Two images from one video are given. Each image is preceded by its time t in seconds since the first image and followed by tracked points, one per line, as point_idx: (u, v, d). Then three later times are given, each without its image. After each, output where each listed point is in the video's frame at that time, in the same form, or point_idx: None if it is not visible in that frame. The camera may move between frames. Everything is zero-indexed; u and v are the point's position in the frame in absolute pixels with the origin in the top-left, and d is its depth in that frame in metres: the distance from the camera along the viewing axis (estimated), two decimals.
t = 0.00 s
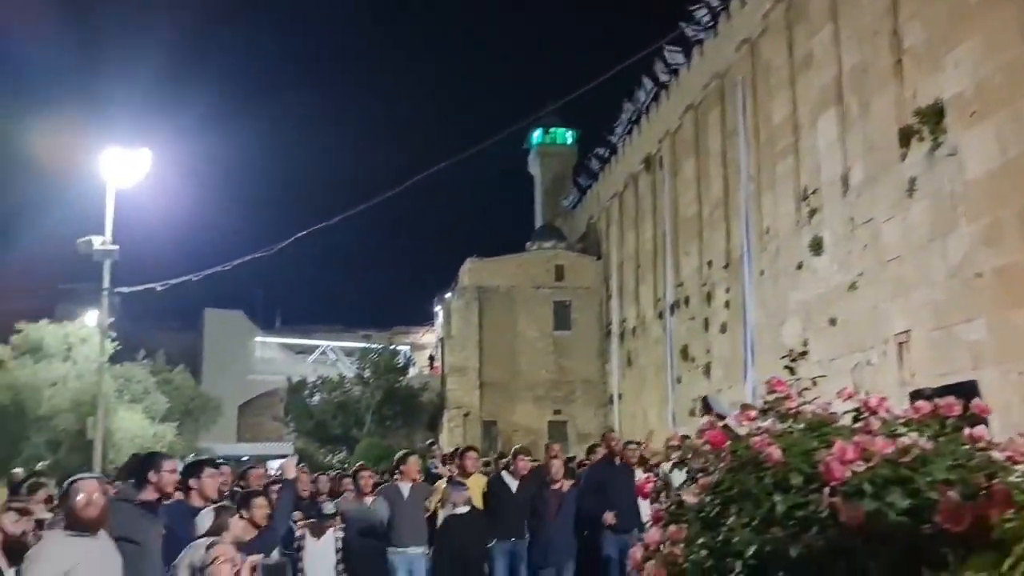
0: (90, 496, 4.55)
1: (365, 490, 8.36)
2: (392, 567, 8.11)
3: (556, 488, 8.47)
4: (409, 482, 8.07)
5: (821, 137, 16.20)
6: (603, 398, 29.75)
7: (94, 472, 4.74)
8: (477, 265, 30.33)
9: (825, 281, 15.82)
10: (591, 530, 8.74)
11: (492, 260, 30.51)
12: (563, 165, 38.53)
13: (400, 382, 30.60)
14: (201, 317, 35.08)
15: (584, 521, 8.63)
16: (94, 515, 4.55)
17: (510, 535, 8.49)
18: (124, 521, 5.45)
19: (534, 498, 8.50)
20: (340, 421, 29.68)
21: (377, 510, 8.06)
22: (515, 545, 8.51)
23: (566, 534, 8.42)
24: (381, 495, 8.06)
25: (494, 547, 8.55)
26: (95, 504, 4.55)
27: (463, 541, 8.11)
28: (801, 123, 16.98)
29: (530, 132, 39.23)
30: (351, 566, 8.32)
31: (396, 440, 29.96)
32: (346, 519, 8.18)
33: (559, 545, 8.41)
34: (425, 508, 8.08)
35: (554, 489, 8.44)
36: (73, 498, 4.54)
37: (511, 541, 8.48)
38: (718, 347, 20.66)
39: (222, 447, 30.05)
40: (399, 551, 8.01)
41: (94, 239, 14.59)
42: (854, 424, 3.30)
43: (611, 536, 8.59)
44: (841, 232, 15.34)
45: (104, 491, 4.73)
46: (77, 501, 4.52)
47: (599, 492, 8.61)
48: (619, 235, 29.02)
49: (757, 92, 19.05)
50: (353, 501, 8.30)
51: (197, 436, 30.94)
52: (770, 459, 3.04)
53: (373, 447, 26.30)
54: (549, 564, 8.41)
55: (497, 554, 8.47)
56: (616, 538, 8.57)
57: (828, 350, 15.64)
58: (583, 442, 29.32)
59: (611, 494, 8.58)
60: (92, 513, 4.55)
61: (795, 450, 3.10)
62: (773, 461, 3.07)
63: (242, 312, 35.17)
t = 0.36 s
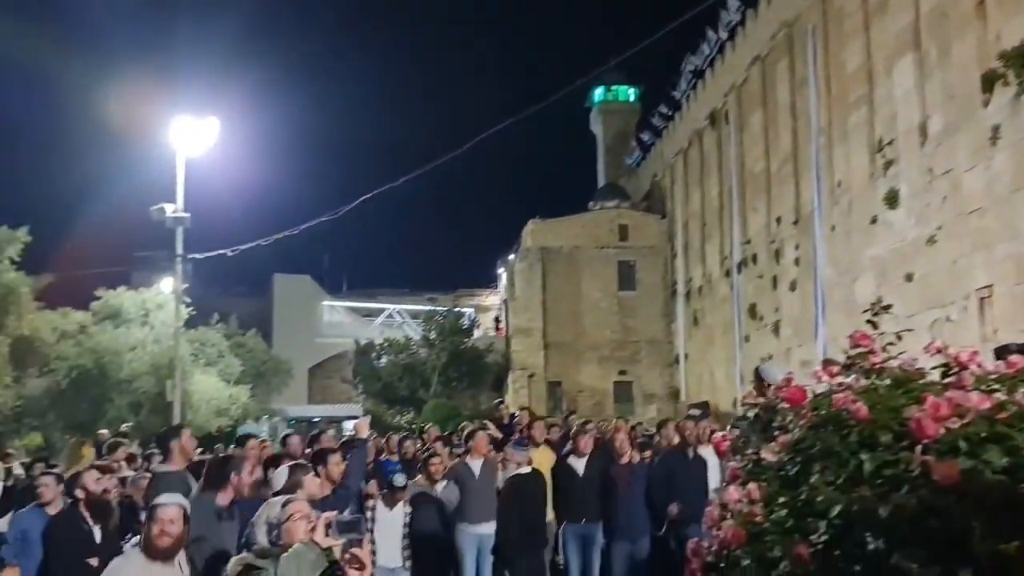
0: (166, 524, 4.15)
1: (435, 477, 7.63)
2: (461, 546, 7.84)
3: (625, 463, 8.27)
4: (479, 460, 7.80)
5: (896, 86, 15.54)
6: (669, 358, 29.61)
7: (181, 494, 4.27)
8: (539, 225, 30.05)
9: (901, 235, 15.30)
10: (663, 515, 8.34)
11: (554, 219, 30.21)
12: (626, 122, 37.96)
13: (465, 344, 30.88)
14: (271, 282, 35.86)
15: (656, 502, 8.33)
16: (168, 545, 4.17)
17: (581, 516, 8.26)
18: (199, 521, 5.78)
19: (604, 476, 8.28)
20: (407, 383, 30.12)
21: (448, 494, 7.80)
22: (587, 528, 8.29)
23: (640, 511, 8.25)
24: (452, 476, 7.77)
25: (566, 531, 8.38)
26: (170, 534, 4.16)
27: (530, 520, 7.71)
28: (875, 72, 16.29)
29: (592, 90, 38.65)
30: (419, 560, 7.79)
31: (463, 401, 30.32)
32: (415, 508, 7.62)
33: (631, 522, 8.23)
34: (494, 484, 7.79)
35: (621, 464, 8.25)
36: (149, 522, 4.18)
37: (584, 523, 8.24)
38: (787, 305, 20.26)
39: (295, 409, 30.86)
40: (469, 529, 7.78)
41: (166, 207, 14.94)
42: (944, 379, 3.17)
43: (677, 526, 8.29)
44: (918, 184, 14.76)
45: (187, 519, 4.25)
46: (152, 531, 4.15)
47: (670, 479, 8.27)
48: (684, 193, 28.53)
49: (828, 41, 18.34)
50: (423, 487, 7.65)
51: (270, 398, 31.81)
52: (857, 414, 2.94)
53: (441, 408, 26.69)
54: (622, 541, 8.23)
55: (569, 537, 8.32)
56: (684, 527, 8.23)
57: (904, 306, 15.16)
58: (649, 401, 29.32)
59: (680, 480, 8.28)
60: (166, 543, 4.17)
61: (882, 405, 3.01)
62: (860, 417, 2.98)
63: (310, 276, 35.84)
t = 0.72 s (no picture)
0: (181, 466, 4.39)
1: (479, 440, 8.06)
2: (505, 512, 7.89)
3: (670, 437, 8.19)
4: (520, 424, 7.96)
5: (945, 47, 15.03)
6: (712, 331, 29.37)
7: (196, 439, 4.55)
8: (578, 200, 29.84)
9: (952, 202, 14.88)
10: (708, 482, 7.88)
11: (594, 194, 29.94)
12: (665, 93, 37.41)
13: (506, 321, 30.93)
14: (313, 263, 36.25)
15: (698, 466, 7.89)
16: (185, 485, 4.38)
17: (623, 486, 7.91)
18: (230, 492, 5.41)
19: (648, 447, 8.11)
20: (449, 360, 30.24)
21: (489, 457, 7.90)
22: (632, 499, 7.94)
23: (685, 479, 7.94)
24: (493, 441, 7.91)
25: (610, 504, 8.04)
26: (184, 476, 4.37)
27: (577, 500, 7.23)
28: (923, 33, 15.78)
29: (630, 62, 38.12)
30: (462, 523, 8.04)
31: (504, 377, 30.44)
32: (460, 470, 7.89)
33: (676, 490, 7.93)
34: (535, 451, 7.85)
35: (666, 438, 8.16)
36: (167, 464, 4.40)
37: (628, 495, 7.91)
38: (832, 276, 19.88)
39: (339, 387, 31.24)
40: (511, 492, 7.82)
41: (208, 190, 15.10)
42: (1002, 349, 3.03)
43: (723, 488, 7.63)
44: (968, 148, 14.31)
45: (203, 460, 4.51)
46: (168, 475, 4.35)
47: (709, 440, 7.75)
48: (725, 164, 28.09)
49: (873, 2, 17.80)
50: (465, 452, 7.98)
51: (315, 377, 32.25)
52: (914, 389, 2.84)
53: (483, 384, 26.81)
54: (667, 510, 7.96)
55: (614, 510, 7.94)
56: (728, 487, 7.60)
57: (955, 274, 14.75)
58: (692, 376, 29.14)
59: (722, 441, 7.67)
60: (181, 484, 4.36)
61: (940, 378, 2.90)
62: (917, 390, 2.87)
63: (352, 256, 36.11)
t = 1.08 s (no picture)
0: (191, 449, 4.18)
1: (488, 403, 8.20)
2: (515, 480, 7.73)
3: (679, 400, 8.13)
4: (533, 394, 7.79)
5: (959, 12, 14.78)
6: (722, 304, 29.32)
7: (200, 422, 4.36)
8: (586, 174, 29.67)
9: (964, 170, 14.72)
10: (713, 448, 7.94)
11: (602, 167, 29.74)
12: (674, 63, 37.04)
13: (515, 296, 30.95)
14: (322, 239, 36.31)
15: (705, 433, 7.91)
16: (198, 469, 4.18)
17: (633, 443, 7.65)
18: (233, 455, 5.80)
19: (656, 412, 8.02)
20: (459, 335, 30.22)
21: (500, 422, 7.93)
22: (639, 457, 7.67)
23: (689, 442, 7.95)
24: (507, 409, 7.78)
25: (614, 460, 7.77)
26: (198, 458, 4.18)
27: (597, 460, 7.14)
28: None
29: (638, 32, 37.71)
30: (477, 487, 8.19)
31: (514, 351, 30.49)
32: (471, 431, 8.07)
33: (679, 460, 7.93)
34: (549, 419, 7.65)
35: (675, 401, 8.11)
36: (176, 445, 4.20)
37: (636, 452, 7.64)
38: (843, 247, 19.75)
39: (350, 363, 31.37)
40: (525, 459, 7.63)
41: (215, 167, 15.07)
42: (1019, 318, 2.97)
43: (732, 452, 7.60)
44: (981, 116, 14.12)
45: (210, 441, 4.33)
46: (183, 452, 4.16)
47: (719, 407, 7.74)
48: (735, 135, 27.83)
49: None
50: (477, 415, 8.12)
51: (325, 352, 32.39)
52: (927, 356, 2.79)
53: (493, 359, 26.86)
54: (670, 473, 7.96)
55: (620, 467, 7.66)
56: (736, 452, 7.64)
57: (968, 244, 14.62)
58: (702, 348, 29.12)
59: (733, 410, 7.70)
60: (194, 468, 4.17)
61: (955, 347, 2.85)
62: (930, 359, 2.83)
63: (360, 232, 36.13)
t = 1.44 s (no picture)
0: (213, 443, 4.07)
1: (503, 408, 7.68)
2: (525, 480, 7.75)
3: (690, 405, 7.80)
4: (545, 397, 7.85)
5: None
6: (730, 287, 29.29)
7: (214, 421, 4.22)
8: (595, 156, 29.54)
9: (977, 151, 14.59)
10: (722, 456, 7.65)
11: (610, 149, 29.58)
12: (683, 45, 36.73)
13: (523, 278, 30.96)
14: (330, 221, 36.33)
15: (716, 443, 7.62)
16: (218, 462, 4.09)
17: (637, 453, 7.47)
18: (247, 460, 5.60)
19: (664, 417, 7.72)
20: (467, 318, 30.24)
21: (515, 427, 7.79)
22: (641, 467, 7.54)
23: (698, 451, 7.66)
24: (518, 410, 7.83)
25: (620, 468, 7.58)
26: (220, 452, 4.08)
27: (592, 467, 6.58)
28: None
29: (647, 13, 37.41)
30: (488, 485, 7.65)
31: (523, 334, 30.56)
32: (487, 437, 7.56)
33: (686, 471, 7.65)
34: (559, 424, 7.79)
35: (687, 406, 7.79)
36: (194, 441, 4.07)
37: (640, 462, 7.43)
38: (853, 229, 19.64)
39: (359, 346, 31.46)
40: (532, 464, 7.73)
41: (222, 149, 15.05)
42: None
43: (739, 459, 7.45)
44: (995, 96, 13.97)
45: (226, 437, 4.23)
46: (202, 450, 4.05)
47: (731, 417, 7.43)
48: (744, 116, 27.62)
49: None
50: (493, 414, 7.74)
51: (334, 335, 32.47)
52: (943, 332, 2.75)
53: (501, 341, 26.90)
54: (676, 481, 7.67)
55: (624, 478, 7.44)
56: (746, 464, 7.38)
57: (980, 226, 14.52)
58: (711, 331, 29.12)
59: (747, 421, 7.39)
60: (216, 462, 4.08)
61: (970, 326, 2.81)
62: (945, 335, 2.79)
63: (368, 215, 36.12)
